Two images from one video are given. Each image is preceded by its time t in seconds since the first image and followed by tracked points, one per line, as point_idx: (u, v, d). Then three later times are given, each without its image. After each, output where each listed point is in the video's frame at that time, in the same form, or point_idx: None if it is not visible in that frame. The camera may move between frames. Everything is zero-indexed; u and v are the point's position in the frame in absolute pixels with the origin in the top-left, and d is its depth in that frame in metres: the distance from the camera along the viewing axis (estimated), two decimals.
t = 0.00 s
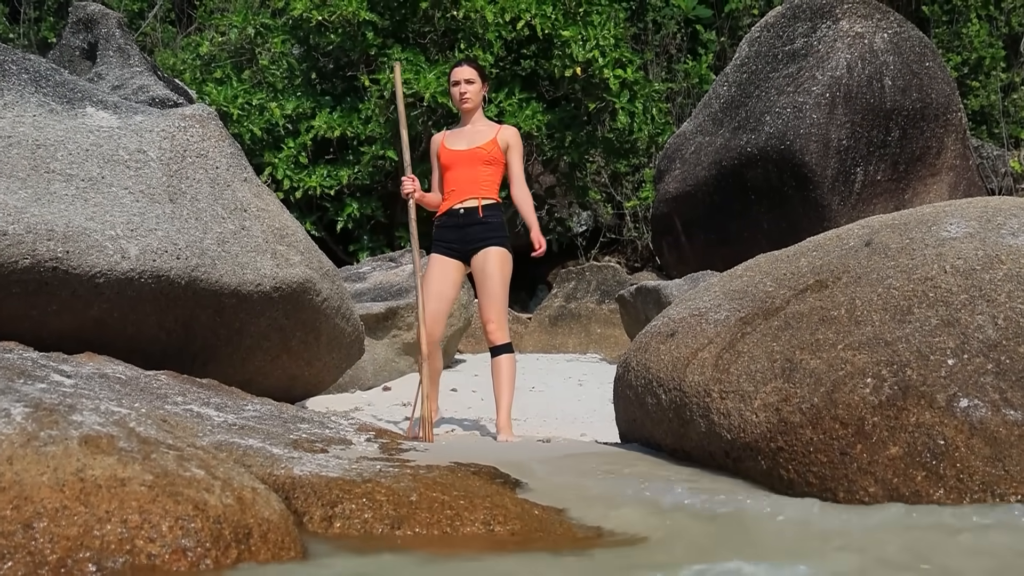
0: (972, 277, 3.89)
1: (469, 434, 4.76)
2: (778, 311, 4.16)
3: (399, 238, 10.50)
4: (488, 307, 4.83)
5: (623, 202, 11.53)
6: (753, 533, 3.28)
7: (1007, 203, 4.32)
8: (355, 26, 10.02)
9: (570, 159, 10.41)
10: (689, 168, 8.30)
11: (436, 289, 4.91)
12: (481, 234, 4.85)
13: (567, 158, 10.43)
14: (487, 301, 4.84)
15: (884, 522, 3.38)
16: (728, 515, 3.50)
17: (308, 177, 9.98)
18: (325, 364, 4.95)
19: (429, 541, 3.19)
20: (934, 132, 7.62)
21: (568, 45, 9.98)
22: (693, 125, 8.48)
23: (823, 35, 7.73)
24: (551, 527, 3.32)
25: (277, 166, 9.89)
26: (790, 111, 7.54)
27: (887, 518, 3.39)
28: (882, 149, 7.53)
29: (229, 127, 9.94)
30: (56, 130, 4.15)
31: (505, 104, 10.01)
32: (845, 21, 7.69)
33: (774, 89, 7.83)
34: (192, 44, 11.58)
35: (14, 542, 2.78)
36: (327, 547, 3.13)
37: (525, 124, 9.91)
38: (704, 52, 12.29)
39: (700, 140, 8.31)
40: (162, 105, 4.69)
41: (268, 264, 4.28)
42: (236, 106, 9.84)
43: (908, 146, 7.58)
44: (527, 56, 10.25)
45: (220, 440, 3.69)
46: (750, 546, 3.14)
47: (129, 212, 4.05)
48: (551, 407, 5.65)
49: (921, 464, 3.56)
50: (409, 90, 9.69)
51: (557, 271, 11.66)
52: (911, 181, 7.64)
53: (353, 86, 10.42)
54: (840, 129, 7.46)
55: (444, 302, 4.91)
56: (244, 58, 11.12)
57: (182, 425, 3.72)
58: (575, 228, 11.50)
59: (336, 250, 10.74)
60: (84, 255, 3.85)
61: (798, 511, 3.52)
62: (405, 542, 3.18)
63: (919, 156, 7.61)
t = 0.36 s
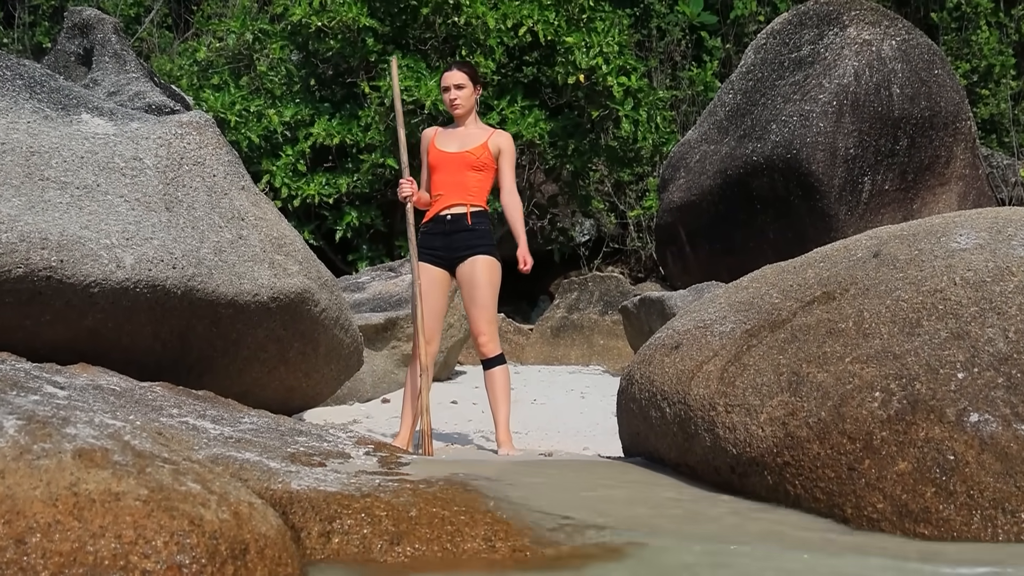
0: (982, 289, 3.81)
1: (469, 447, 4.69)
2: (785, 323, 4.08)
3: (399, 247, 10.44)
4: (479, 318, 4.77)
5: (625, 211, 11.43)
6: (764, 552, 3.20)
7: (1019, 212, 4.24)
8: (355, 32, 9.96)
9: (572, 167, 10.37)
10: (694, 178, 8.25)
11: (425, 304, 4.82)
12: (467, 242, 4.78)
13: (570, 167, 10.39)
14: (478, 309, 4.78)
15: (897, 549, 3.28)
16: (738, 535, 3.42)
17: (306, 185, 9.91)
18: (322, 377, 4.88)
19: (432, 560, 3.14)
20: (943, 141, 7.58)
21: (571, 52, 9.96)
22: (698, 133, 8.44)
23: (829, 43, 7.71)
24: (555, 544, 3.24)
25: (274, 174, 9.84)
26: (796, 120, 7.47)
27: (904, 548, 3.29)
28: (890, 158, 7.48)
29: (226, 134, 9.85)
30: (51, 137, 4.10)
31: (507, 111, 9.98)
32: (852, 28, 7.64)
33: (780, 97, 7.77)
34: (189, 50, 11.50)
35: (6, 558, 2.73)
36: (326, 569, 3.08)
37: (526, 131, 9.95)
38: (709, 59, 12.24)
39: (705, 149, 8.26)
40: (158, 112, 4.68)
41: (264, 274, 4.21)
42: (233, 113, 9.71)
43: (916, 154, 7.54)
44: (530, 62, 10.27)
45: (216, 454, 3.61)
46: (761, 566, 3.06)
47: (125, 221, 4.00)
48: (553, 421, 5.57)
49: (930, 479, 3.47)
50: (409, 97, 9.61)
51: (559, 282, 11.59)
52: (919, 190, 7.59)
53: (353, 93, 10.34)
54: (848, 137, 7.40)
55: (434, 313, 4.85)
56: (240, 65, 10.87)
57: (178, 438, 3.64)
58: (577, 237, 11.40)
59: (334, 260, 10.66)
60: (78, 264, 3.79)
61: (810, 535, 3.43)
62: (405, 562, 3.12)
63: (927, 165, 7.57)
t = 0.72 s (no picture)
0: (999, 300, 3.65)
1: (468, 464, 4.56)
2: (795, 335, 3.95)
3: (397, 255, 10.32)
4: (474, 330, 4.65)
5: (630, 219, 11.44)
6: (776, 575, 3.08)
7: None
8: (352, 35, 9.88)
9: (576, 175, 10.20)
10: (700, 185, 8.14)
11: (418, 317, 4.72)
12: (458, 252, 4.66)
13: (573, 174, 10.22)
14: (473, 321, 4.66)
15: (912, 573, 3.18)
16: (749, 556, 3.30)
17: (301, 192, 9.80)
18: (318, 390, 4.76)
19: None
20: (957, 148, 7.44)
21: (573, 56, 9.83)
22: (705, 139, 8.33)
23: (841, 46, 7.60)
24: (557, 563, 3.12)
25: (268, 181, 9.73)
26: (807, 125, 7.36)
27: (922, 574, 3.17)
28: (903, 165, 7.33)
29: (219, 139, 9.82)
30: (38, 142, 4.03)
31: (508, 116, 9.92)
32: (864, 31, 7.52)
33: (790, 103, 7.66)
34: (180, 52, 11.37)
35: None
36: None
37: (527, 136, 9.83)
38: (716, 63, 12.10)
39: (712, 155, 8.15)
40: (148, 117, 4.62)
41: (258, 284, 4.11)
42: (225, 117, 9.72)
43: (930, 162, 7.38)
44: (532, 66, 10.15)
45: (208, 468, 3.47)
46: None
47: (114, 229, 3.91)
48: (554, 435, 5.43)
49: (945, 497, 3.34)
50: (407, 102, 9.49)
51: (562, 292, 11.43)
52: (934, 199, 7.44)
53: (348, 97, 10.26)
54: (860, 143, 7.27)
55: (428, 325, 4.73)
56: (234, 68, 10.83)
57: (168, 453, 3.50)
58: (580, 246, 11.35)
59: (331, 268, 10.55)
60: (65, 274, 3.72)
61: (825, 557, 3.31)
62: None
63: (942, 172, 7.42)
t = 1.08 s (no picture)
0: (1000, 310, 3.64)
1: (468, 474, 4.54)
2: (795, 345, 3.93)
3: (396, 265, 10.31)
4: (475, 337, 4.64)
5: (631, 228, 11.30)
6: None
7: None
8: (351, 42, 9.87)
9: (576, 184, 10.21)
10: (701, 195, 8.13)
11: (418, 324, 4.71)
12: (464, 261, 4.65)
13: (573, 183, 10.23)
14: (474, 328, 4.64)
15: None
16: (750, 567, 3.28)
17: (300, 201, 9.81)
18: (317, 399, 4.75)
19: None
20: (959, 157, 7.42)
21: (573, 64, 9.85)
22: (705, 148, 8.33)
23: (841, 55, 7.62)
24: None
25: (267, 190, 9.73)
26: (806, 134, 7.36)
27: None
28: (904, 174, 7.34)
29: (218, 148, 9.81)
30: (36, 151, 4.05)
31: (507, 125, 9.90)
32: (864, 40, 7.56)
33: (790, 111, 7.66)
34: (179, 60, 11.36)
35: None
36: None
37: (527, 145, 9.86)
38: (716, 72, 12.09)
39: (712, 164, 8.14)
40: (147, 125, 4.63)
41: (257, 293, 4.09)
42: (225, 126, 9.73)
43: (931, 171, 7.38)
44: (531, 74, 10.12)
45: (206, 477, 3.44)
46: None
47: (112, 238, 3.92)
48: (553, 446, 5.41)
49: (946, 507, 3.35)
50: (407, 111, 9.50)
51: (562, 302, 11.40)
52: (935, 209, 7.41)
53: (348, 105, 10.22)
54: (860, 153, 7.28)
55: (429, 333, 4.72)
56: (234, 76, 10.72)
57: (166, 463, 3.47)
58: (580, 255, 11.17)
59: (330, 278, 10.52)
60: (63, 282, 3.73)
61: (827, 568, 3.29)
62: None
63: (943, 182, 7.40)
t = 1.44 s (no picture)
0: (1003, 316, 3.61)
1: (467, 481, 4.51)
2: (796, 351, 3.91)
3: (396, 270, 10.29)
4: (475, 342, 4.61)
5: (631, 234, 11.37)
6: None
7: None
8: (351, 47, 9.85)
9: (576, 189, 10.19)
10: (702, 200, 8.11)
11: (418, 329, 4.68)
12: (464, 267, 4.63)
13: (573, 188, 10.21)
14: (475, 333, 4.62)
15: None
16: (753, 575, 3.26)
17: (299, 206, 9.78)
18: (316, 406, 4.74)
19: None
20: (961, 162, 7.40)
21: (574, 69, 9.81)
22: (706, 153, 8.31)
23: (844, 60, 7.57)
24: None
25: (266, 195, 9.71)
26: (808, 139, 7.34)
27: None
28: (906, 180, 7.28)
29: (217, 153, 9.78)
30: (34, 155, 4.04)
31: (508, 130, 9.90)
32: (867, 45, 7.51)
33: (793, 116, 7.62)
34: (178, 64, 11.32)
35: None
36: None
37: (528, 150, 9.82)
38: (718, 77, 12.07)
39: (712, 170, 8.12)
40: (145, 129, 4.63)
41: (256, 298, 4.10)
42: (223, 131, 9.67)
43: (934, 176, 7.35)
44: (532, 79, 10.14)
45: (205, 483, 3.42)
46: None
47: (110, 243, 3.92)
48: (554, 453, 5.39)
49: (949, 515, 3.31)
50: (406, 115, 9.49)
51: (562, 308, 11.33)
52: (936, 215, 7.40)
53: (348, 110, 10.23)
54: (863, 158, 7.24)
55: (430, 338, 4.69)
56: (232, 80, 10.74)
57: (164, 469, 3.44)
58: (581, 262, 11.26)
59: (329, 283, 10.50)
60: (60, 288, 3.73)
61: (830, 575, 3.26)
62: None
63: (946, 187, 7.38)
